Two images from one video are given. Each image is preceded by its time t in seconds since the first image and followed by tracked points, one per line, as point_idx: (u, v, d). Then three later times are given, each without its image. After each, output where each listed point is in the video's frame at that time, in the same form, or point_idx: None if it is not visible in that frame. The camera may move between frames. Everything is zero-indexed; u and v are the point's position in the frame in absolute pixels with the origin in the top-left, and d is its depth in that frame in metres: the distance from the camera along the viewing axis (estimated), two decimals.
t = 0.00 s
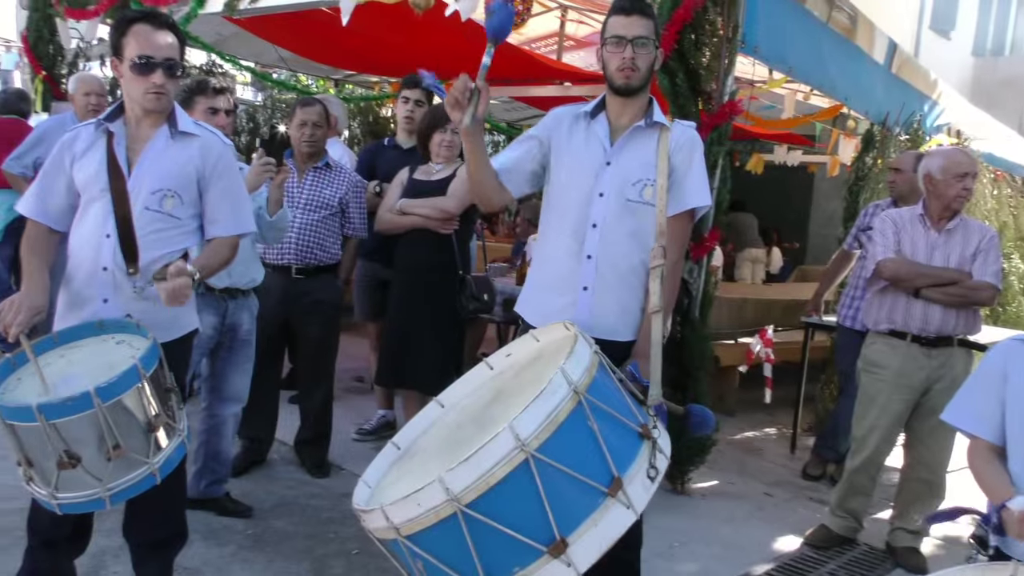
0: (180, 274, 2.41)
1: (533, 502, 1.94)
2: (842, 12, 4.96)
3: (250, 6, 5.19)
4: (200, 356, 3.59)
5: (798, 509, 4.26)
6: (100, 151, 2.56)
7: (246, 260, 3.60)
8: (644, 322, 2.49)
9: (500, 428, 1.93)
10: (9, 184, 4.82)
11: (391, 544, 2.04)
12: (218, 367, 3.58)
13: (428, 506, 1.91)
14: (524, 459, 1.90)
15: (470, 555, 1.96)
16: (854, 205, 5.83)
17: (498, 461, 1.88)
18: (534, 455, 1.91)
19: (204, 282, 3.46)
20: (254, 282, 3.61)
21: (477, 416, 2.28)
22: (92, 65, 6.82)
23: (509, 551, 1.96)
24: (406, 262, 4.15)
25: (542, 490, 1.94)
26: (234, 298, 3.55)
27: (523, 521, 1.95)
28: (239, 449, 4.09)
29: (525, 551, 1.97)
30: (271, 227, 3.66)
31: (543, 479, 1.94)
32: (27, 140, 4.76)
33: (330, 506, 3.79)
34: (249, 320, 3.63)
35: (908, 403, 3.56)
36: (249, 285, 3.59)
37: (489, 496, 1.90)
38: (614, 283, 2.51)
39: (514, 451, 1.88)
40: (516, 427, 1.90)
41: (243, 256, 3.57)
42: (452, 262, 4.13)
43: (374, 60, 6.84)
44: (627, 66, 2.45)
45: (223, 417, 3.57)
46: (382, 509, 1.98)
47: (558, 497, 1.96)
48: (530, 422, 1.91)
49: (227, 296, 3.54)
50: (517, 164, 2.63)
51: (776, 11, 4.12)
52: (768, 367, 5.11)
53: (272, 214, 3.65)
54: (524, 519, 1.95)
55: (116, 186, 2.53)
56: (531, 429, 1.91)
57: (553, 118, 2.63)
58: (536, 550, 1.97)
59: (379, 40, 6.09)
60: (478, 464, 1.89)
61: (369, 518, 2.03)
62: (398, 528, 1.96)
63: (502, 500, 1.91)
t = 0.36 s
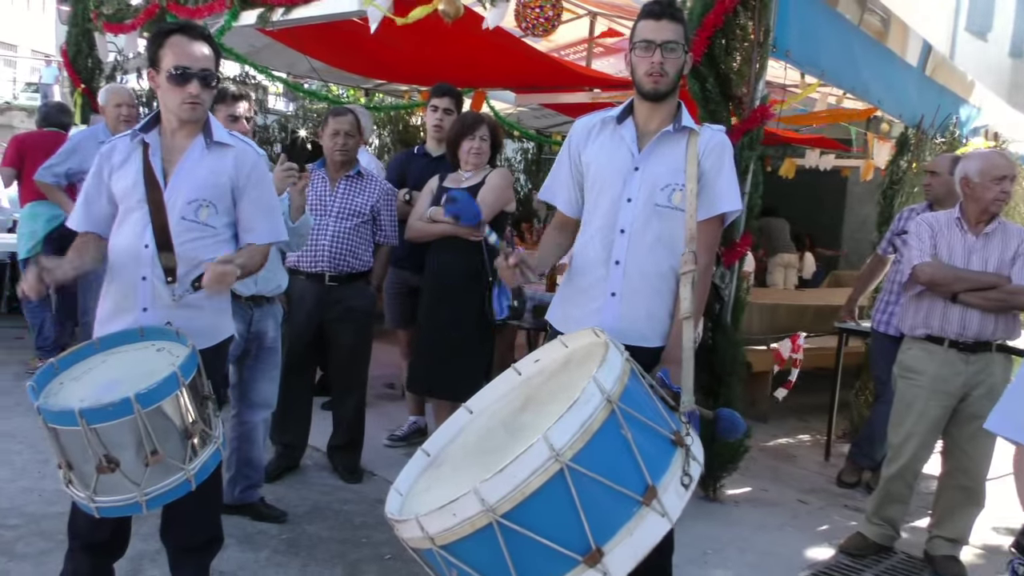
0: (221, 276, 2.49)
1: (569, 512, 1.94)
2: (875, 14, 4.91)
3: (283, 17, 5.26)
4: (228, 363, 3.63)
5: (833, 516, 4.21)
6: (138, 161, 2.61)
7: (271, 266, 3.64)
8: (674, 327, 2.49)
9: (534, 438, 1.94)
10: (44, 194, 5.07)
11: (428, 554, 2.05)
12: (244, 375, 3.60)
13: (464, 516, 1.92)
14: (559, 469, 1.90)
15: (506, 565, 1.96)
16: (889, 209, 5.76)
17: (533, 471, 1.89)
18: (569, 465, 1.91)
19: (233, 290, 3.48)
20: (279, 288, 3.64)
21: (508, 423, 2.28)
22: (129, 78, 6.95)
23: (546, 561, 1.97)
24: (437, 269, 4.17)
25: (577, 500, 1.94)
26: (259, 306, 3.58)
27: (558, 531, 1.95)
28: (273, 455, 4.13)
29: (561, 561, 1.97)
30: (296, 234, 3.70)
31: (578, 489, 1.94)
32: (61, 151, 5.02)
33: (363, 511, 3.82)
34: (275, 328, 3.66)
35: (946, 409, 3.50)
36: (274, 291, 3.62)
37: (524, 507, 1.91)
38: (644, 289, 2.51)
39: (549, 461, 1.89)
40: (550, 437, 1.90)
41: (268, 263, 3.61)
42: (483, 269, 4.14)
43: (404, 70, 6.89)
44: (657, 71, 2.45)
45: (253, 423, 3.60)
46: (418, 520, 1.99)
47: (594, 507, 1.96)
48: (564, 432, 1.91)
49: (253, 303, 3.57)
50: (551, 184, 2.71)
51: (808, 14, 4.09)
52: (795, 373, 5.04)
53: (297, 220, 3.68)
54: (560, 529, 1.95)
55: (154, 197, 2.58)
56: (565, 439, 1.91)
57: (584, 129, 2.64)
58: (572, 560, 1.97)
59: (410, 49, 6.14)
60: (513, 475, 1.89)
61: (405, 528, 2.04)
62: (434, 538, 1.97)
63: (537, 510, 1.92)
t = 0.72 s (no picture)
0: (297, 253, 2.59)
1: (582, 514, 1.93)
2: (895, 14, 4.88)
3: (301, 24, 5.29)
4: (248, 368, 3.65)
5: (856, 521, 4.17)
6: (162, 167, 2.64)
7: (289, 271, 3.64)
8: (694, 330, 2.48)
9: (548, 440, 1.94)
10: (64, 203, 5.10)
11: (443, 557, 2.05)
12: (265, 379, 3.63)
13: (477, 519, 1.92)
14: (572, 471, 1.90)
15: (520, 568, 1.96)
16: (911, 210, 5.71)
17: (546, 473, 1.89)
18: (582, 468, 1.90)
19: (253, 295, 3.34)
20: (298, 294, 3.65)
21: (525, 427, 2.28)
22: (150, 86, 7.02)
23: (559, 564, 1.96)
24: (455, 273, 4.17)
25: (590, 502, 1.93)
26: (279, 311, 3.59)
27: (571, 533, 1.94)
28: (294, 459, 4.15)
29: (575, 564, 1.96)
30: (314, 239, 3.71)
31: (591, 491, 1.93)
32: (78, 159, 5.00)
33: (383, 515, 3.83)
34: (293, 333, 3.68)
35: (971, 412, 3.46)
36: (293, 297, 3.63)
37: (537, 509, 1.90)
38: (664, 292, 2.50)
39: (561, 464, 1.89)
40: (563, 439, 1.90)
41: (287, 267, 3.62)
42: (501, 273, 4.14)
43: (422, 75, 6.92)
44: (678, 74, 2.45)
45: (274, 428, 3.62)
46: (432, 522, 1.99)
47: (608, 509, 1.95)
48: (577, 434, 1.91)
49: (273, 309, 3.58)
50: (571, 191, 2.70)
51: (827, 14, 4.06)
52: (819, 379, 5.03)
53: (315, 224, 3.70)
54: (573, 531, 1.94)
55: (175, 204, 2.60)
56: (578, 441, 1.90)
57: (604, 131, 2.64)
58: (586, 563, 1.96)
59: (427, 54, 6.16)
60: (525, 477, 1.89)
61: (420, 531, 2.04)
62: (448, 541, 1.97)
63: (550, 512, 1.91)
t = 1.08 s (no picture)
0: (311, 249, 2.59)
1: (606, 518, 1.93)
2: (912, 11, 4.83)
3: (316, 28, 5.30)
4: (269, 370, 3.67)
5: (876, 522, 4.14)
6: (181, 171, 2.66)
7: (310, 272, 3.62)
8: (713, 330, 2.48)
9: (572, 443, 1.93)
10: (86, 206, 5.17)
11: (466, 559, 2.05)
12: (284, 381, 3.64)
13: (501, 522, 1.92)
14: (597, 475, 1.89)
15: (543, 571, 1.96)
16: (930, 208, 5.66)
17: (570, 477, 1.89)
18: (606, 471, 1.90)
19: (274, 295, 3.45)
20: (318, 294, 3.62)
21: (545, 429, 2.28)
22: (167, 90, 7.07)
23: (583, 567, 1.96)
24: (472, 273, 4.18)
25: (615, 506, 1.93)
26: (299, 314, 3.62)
27: (595, 536, 1.94)
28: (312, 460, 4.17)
29: (599, 567, 1.96)
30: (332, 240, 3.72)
31: (616, 494, 1.93)
32: (98, 164, 5.06)
33: (401, 516, 3.84)
34: (313, 335, 3.69)
35: (993, 412, 3.43)
36: (313, 298, 3.61)
37: (562, 512, 1.90)
38: (683, 292, 2.50)
39: (586, 467, 1.88)
40: (587, 442, 1.90)
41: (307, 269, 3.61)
42: (518, 273, 4.14)
43: (437, 77, 6.93)
44: (693, 74, 2.44)
45: (293, 429, 3.63)
46: (455, 525, 1.99)
47: (632, 513, 1.95)
48: (601, 437, 1.90)
49: (293, 311, 3.60)
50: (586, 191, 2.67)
51: (842, 11, 4.04)
52: (837, 376, 5.01)
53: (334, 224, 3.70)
54: (598, 535, 1.94)
55: (194, 207, 2.62)
56: (603, 444, 1.90)
57: (622, 132, 2.64)
58: (610, 566, 1.96)
59: (441, 56, 6.16)
60: (550, 481, 1.89)
61: (442, 533, 2.05)
62: (471, 543, 1.97)
63: (575, 515, 1.91)
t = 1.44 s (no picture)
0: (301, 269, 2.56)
1: (647, 519, 1.92)
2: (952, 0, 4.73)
3: (347, 26, 5.34)
4: (304, 366, 3.70)
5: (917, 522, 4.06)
6: (217, 169, 2.69)
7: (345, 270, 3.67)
8: (750, 326, 2.44)
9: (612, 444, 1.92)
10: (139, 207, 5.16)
11: (504, 560, 2.04)
12: (319, 377, 3.67)
13: (541, 523, 1.90)
14: (638, 475, 1.88)
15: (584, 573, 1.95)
16: (971, 202, 5.54)
17: (611, 478, 1.87)
18: (648, 472, 1.88)
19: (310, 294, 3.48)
20: (354, 292, 3.68)
21: (581, 427, 2.26)
22: (202, 90, 7.15)
23: (624, 569, 1.95)
24: (506, 269, 4.18)
25: (656, 507, 1.91)
26: (335, 310, 3.64)
27: (636, 538, 1.92)
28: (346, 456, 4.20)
29: (640, 569, 1.95)
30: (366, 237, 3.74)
31: (657, 495, 1.91)
32: (150, 159, 5.13)
33: (435, 512, 3.85)
34: (348, 332, 3.71)
35: None
36: (348, 295, 3.65)
37: (603, 513, 1.89)
38: (719, 288, 2.47)
39: (627, 468, 1.87)
40: (628, 443, 1.88)
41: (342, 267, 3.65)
42: (551, 269, 4.13)
43: (468, 73, 6.92)
44: (726, 69, 2.41)
45: (328, 425, 3.66)
46: (493, 526, 1.98)
47: (673, 513, 1.94)
48: (642, 438, 1.89)
49: (329, 308, 3.62)
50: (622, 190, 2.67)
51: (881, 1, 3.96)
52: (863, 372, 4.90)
53: (368, 220, 3.73)
54: (638, 536, 1.92)
55: (231, 205, 2.64)
56: (644, 445, 1.88)
57: (656, 128, 2.62)
58: (652, 568, 1.94)
59: (473, 52, 6.16)
60: (591, 482, 1.87)
61: (480, 534, 2.04)
62: (510, 544, 1.96)
63: (616, 516, 1.90)
